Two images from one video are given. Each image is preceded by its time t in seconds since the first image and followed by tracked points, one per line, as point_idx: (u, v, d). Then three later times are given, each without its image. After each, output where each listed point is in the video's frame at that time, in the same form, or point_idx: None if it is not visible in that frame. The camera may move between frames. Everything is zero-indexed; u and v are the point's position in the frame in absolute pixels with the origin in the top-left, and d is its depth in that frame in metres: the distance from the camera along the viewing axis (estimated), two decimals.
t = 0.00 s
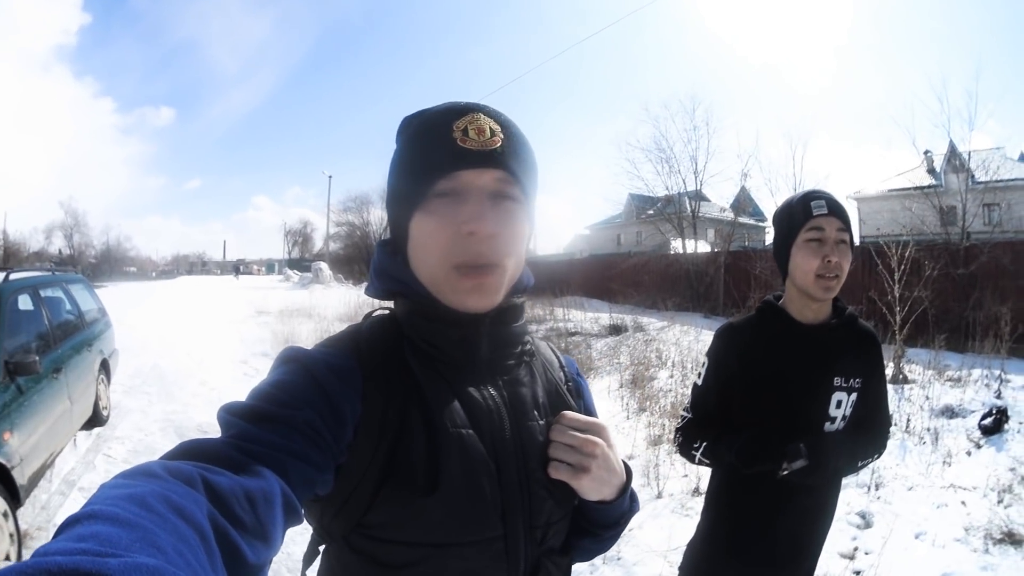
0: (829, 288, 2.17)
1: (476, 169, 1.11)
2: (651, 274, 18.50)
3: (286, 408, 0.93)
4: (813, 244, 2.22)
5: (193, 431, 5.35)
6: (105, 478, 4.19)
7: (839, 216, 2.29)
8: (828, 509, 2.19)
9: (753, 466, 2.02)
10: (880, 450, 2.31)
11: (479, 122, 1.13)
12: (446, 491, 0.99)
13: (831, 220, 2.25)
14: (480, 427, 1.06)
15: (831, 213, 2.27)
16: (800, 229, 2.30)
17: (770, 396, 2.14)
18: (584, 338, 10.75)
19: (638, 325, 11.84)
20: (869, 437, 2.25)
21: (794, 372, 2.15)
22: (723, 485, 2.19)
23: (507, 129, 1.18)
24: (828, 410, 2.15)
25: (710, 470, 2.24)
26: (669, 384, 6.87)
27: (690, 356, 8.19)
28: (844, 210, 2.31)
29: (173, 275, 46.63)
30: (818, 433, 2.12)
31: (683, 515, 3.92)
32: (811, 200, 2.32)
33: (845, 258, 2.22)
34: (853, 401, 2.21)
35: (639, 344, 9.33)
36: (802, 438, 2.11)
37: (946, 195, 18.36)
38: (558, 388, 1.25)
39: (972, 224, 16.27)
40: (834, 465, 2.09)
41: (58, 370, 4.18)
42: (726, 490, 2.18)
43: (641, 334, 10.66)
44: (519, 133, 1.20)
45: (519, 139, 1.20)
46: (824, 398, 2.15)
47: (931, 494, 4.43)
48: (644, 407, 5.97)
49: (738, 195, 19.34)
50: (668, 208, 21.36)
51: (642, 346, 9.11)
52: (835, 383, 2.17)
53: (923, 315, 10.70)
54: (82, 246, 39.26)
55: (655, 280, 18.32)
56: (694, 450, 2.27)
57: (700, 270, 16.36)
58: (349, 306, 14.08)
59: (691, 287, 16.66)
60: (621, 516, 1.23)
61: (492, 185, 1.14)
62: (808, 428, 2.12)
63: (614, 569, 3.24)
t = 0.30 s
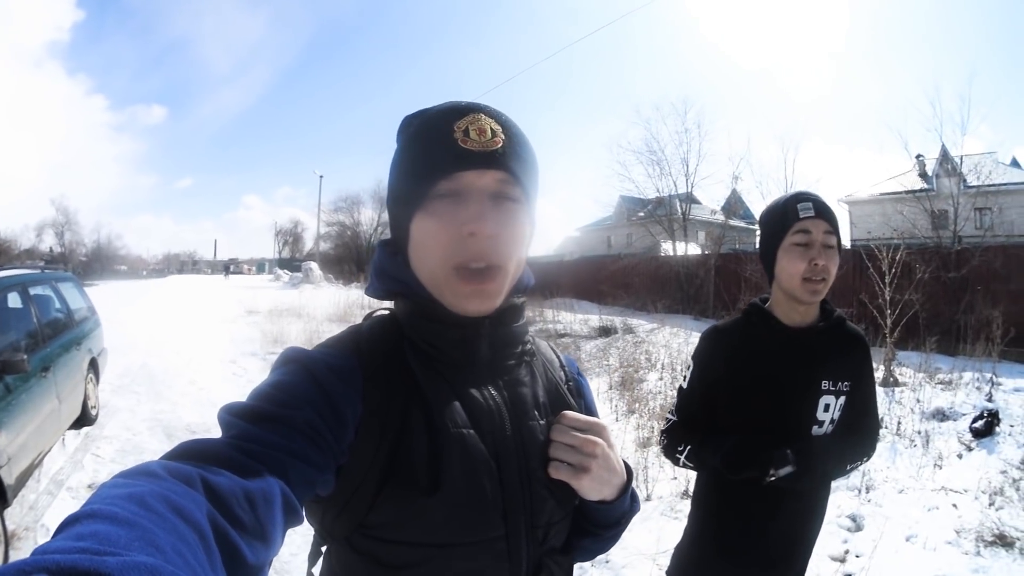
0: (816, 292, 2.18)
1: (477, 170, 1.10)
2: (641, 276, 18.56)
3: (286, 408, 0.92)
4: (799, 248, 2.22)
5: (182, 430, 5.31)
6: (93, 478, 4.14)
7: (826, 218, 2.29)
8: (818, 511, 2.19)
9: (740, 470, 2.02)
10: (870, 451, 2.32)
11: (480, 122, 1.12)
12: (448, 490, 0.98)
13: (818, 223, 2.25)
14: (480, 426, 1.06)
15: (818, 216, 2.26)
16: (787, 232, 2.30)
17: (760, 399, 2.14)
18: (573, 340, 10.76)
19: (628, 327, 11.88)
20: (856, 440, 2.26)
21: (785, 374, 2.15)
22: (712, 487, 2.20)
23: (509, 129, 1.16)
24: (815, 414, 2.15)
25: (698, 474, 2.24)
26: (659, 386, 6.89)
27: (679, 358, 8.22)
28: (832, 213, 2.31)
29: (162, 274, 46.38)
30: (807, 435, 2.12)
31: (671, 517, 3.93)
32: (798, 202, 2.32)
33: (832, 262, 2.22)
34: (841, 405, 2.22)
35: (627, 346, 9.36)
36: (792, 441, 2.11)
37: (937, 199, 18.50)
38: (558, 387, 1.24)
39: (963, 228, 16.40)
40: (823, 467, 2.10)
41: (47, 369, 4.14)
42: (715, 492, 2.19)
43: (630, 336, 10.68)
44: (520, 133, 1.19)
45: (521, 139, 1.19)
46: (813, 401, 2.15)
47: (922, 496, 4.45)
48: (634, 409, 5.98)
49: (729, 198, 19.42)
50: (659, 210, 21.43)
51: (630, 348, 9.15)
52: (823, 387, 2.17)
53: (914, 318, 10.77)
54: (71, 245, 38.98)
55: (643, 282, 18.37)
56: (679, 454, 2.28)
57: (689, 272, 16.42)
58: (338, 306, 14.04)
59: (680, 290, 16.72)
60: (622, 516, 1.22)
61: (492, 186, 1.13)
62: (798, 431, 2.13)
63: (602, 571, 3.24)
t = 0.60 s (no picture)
0: (792, 316, 2.20)
1: (483, 172, 1.10)
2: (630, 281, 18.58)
3: (288, 410, 0.90)
4: (780, 272, 2.19)
5: (172, 438, 5.25)
6: (83, 486, 4.08)
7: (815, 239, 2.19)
8: (812, 511, 2.19)
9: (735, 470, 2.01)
10: (863, 451, 2.32)
11: (487, 124, 1.12)
12: (450, 492, 0.96)
13: (804, 250, 2.16)
14: (482, 427, 1.04)
15: (805, 241, 2.16)
16: (772, 251, 2.25)
17: (754, 399, 2.13)
18: (563, 345, 10.77)
19: (617, 331, 11.90)
20: (850, 440, 2.26)
21: (778, 374, 2.15)
22: (705, 487, 2.19)
23: (516, 131, 1.16)
24: (808, 414, 2.16)
25: (691, 476, 2.23)
26: (649, 390, 6.90)
27: (669, 362, 8.25)
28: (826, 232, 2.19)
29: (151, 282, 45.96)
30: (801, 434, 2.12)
31: (663, 522, 3.92)
32: (789, 222, 2.20)
33: (815, 285, 2.19)
34: (833, 405, 2.22)
35: (618, 351, 9.37)
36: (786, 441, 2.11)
37: (927, 200, 18.66)
38: (562, 389, 1.23)
39: (953, 228, 16.53)
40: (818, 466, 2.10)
41: (35, 376, 4.08)
42: (707, 492, 2.18)
43: (620, 341, 10.69)
44: (527, 135, 1.18)
45: (528, 141, 1.18)
46: (805, 400, 2.16)
47: (917, 496, 4.47)
48: (625, 413, 5.97)
49: (718, 201, 19.51)
50: (648, 214, 21.51)
51: (620, 353, 9.16)
52: (815, 386, 2.17)
53: (905, 319, 10.85)
54: (60, 253, 38.62)
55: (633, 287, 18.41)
56: (668, 455, 2.27)
57: (678, 277, 16.46)
58: (327, 313, 13.98)
59: (669, 294, 16.77)
60: (625, 518, 1.21)
61: (498, 188, 1.12)
62: (793, 430, 2.13)
63: None
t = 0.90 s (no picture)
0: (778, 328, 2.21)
1: (492, 176, 1.07)
2: (618, 280, 18.61)
3: (289, 408, 0.88)
4: (771, 285, 2.18)
5: (159, 438, 5.18)
6: (69, 487, 4.02)
7: (810, 256, 2.16)
8: (802, 511, 2.19)
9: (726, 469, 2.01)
10: (854, 452, 2.32)
11: (496, 126, 1.09)
12: (448, 491, 0.94)
13: (797, 268, 2.14)
14: (483, 426, 1.03)
15: (800, 260, 2.14)
16: (766, 263, 2.23)
17: (745, 399, 2.13)
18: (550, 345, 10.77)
19: (604, 332, 11.92)
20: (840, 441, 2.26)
21: (769, 375, 2.15)
22: (695, 486, 2.18)
23: (525, 133, 1.13)
24: (797, 414, 2.16)
25: (681, 476, 2.22)
26: (636, 390, 6.91)
27: (657, 362, 8.28)
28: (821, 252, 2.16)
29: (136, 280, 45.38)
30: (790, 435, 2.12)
31: (652, 523, 3.92)
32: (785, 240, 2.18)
33: (805, 300, 2.19)
34: (823, 406, 2.22)
35: (604, 351, 9.38)
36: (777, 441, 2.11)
37: (915, 202, 18.84)
38: (567, 389, 1.22)
39: (942, 230, 16.70)
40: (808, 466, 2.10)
41: (21, 375, 4.00)
42: (697, 492, 2.17)
43: (606, 341, 10.70)
44: (536, 138, 1.16)
45: (537, 143, 1.15)
46: (795, 401, 2.16)
47: (906, 496, 4.51)
48: (612, 413, 5.97)
49: (706, 202, 19.59)
50: (636, 215, 21.58)
51: (607, 353, 9.17)
52: (805, 387, 2.18)
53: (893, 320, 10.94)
54: (45, 250, 38.10)
55: (621, 287, 18.43)
56: (655, 455, 2.25)
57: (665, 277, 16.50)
58: (315, 312, 13.88)
59: (656, 294, 16.81)
60: (629, 519, 1.20)
61: (506, 191, 1.10)
62: (783, 430, 2.13)
63: None
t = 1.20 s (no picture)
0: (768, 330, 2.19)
1: (485, 179, 1.06)
2: (607, 278, 18.62)
3: (288, 412, 0.87)
4: (762, 288, 2.18)
5: (147, 439, 5.12)
6: (57, 490, 3.96)
7: (801, 261, 2.16)
8: (793, 509, 2.19)
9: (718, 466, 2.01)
10: (844, 451, 2.33)
11: (487, 129, 1.07)
12: (445, 492, 0.93)
13: (789, 271, 2.14)
14: (479, 427, 1.01)
15: (791, 263, 2.14)
16: (757, 266, 2.22)
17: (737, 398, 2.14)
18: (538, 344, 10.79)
19: (592, 330, 11.93)
20: (829, 442, 2.27)
21: (761, 374, 2.15)
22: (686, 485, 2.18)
23: (515, 135, 1.11)
24: (788, 414, 2.16)
25: (673, 475, 2.21)
26: (624, 388, 6.93)
27: (644, 360, 8.30)
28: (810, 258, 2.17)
29: (121, 279, 44.88)
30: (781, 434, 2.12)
31: (644, 523, 3.93)
32: (776, 245, 2.18)
33: (796, 304, 2.17)
34: (814, 406, 2.22)
35: (592, 349, 9.39)
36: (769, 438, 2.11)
37: (903, 200, 19.00)
38: (563, 391, 1.20)
39: (930, 228, 16.86)
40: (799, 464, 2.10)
41: (8, 377, 3.94)
42: (688, 490, 2.17)
43: (594, 339, 10.70)
44: (527, 140, 1.14)
45: (527, 145, 1.14)
46: (787, 400, 2.16)
47: (896, 494, 4.55)
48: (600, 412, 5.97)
49: (693, 200, 19.67)
50: (623, 213, 21.63)
51: (594, 352, 9.17)
52: (797, 387, 2.18)
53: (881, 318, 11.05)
54: (29, 249, 37.53)
55: (610, 284, 18.45)
56: (645, 453, 2.25)
57: (654, 275, 16.54)
58: (302, 311, 13.78)
59: (644, 292, 16.85)
60: (625, 519, 1.19)
61: (499, 195, 1.09)
62: (775, 428, 2.13)
63: None
